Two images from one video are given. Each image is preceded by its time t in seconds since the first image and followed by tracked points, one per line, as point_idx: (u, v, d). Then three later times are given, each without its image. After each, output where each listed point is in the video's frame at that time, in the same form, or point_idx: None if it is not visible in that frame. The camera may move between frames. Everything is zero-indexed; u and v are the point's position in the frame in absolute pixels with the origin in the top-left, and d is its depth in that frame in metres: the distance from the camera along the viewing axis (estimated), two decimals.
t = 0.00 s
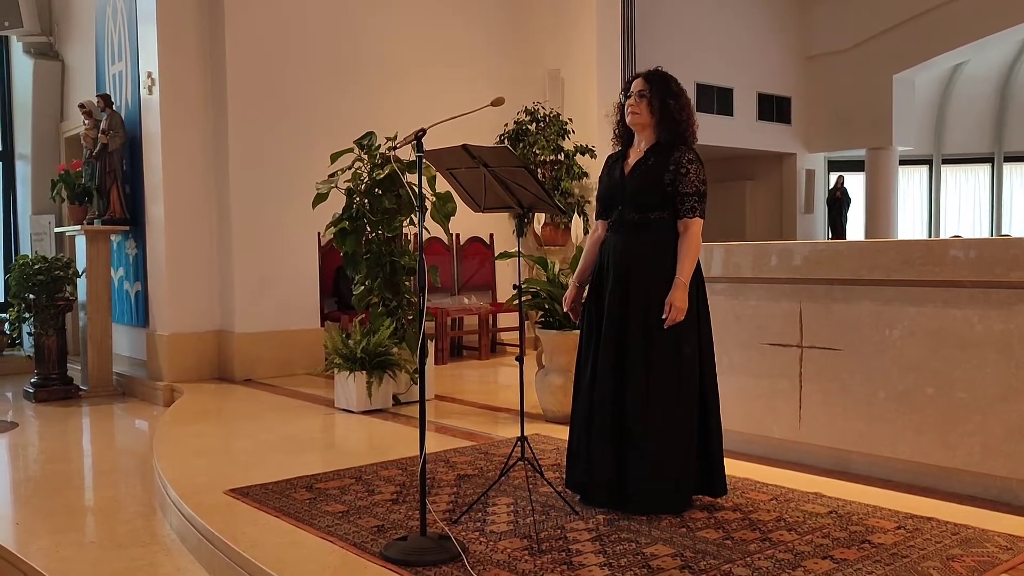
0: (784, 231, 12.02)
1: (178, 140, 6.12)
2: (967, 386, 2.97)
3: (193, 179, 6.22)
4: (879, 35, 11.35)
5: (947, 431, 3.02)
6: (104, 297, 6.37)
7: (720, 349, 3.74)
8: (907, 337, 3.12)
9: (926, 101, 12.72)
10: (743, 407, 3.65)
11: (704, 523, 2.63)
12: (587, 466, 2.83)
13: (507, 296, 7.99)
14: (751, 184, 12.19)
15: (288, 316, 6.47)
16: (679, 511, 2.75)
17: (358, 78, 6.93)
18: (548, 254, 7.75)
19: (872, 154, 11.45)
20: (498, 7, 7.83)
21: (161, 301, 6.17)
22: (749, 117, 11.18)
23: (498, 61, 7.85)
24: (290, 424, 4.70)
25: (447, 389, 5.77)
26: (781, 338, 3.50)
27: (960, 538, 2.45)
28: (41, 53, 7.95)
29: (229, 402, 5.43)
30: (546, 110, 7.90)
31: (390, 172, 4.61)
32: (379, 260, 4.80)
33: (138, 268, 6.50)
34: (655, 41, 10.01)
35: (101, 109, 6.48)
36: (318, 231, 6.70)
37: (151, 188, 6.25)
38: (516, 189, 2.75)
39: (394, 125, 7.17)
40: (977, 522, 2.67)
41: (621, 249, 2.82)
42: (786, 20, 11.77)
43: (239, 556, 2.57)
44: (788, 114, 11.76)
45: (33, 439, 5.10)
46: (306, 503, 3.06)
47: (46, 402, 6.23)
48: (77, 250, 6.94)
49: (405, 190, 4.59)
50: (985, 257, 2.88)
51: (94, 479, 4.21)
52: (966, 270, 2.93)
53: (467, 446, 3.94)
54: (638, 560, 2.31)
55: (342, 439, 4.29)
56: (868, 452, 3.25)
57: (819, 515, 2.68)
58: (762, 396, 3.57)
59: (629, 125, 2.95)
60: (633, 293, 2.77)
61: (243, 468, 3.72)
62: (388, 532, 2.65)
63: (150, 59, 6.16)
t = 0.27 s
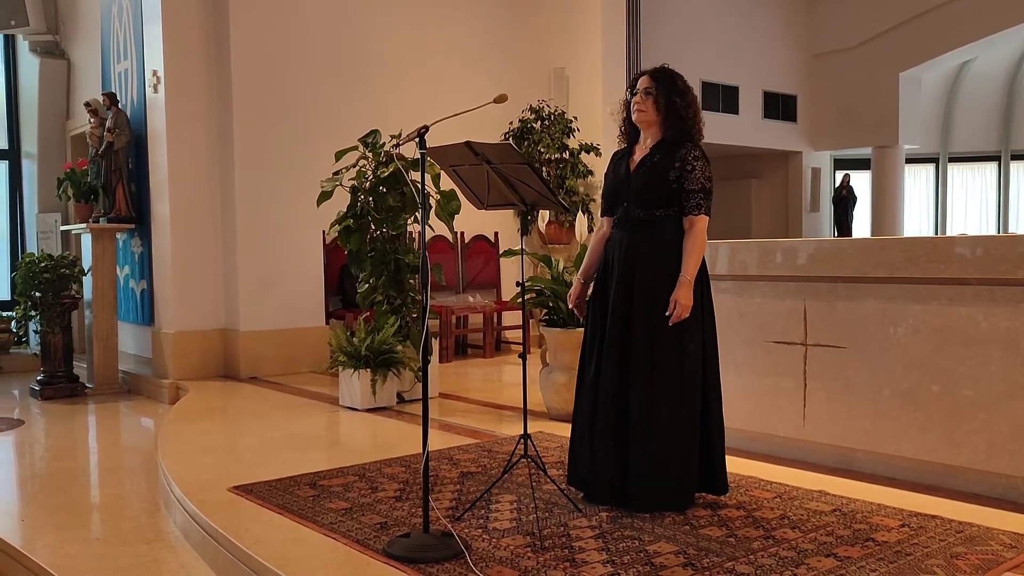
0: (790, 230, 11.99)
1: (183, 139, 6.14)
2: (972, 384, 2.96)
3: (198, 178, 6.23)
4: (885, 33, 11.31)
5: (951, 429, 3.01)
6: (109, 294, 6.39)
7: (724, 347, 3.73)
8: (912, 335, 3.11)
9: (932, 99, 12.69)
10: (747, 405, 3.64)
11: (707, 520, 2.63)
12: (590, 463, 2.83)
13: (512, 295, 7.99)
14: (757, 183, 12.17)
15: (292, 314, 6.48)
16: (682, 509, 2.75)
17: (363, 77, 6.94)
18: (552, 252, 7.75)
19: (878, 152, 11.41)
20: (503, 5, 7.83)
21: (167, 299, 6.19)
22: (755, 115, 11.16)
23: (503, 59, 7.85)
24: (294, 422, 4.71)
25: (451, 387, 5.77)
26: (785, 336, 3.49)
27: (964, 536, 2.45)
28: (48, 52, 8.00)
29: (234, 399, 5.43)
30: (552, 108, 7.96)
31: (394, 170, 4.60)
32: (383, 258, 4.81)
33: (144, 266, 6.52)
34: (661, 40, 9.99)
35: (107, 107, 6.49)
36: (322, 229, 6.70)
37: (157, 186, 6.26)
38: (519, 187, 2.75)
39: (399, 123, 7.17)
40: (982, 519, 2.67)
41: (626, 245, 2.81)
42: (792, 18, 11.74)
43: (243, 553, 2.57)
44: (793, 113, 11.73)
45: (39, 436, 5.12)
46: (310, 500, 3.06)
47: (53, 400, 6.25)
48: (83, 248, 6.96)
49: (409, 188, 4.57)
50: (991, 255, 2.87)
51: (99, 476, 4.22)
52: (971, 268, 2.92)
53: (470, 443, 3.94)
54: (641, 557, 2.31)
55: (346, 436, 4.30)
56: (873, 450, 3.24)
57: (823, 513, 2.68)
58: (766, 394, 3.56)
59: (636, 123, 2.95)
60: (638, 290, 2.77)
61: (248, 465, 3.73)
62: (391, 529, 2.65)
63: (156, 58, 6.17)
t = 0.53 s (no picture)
0: (797, 229, 11.96)
1: (190, 138, 6.15)
2: (979, 383, 2.95)
3: (206, 177, 6.25)
4: (893, 32, 11.27)
5: (958, 428, 3.00)
6: (116, 293, 6.42)
7: (729, 346, 3.72)
8: (918, 334, 3.10)
9: (941, 97, 12.64)
10: (753, 405, 3.63)
11: (712, 519, 2.62)
12: (595, 461, 2.83)
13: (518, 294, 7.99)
14: (764, 182, 12.14)
15: (298, 313, 6.49)
16: (687, 507, 2.75)
17: (370, 76, 6.94)
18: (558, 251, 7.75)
19: (886, 152, 11.37)
20: (509, 4, 7.83)
21: (174, 298, 6.21)
22: (762, 114, 11.13)
23: (510, 58, 7.85)
24: (300, 421, 4.71)
25: (457, 386, 5.77)
26: (790, 335, 3.48)
27: (970, 535, 2.43)
28: (56, 52, 8.04)
29: (240, 398, 5.45)
30: (559, 107, 7.97)
31: (400, 169, 4.61)
32: (389, 257, 4.81)
33: (151, 265, 6.54)
34: (668, 39, 9.97)
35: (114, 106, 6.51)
36: (328, 228, 6.71)
37: (164, 185, 6.27)
38: (523, 185, 2.75)
39: (405, 122, 7.17)
40: (988, 519, 2.65)
41: (632, 243, 2.80)
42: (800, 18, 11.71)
43: (247, 550, 2.58)
44: (801, 111, 11.69)
45: (46, 434, 5.14)
46: (314, 498, 3.06)
47: (60, 398, 6.27)
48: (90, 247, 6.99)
49: (414, 187, 4.58)
50: (998, 253, 2.85)
51: (106, 474, 4.24)
52: (978, 266, 2.91)
53: (475, 442, 3.94)
54: (644, 556, 2.30)
55: (352, 435, 4.30)
56: (879, 449, 3.22)
57: (828, 512, 2.67)
58: (772, 393, 3.55)
59: (642, 121, 2.94)
60: (644, 288, 2.76)
61: (253, 464, 3.73)
62: (395, 527, 2.65)
63: (163, 57, 6.19)
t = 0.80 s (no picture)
0: (805, 228, 11.93)
1: (197, 138, 6.17)
2: (984, 383, 2.93)
3: (213, 177, 6.27)
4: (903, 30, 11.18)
5: (963, 428, 2.99)
6: (124, 292, 6.44)
7: (734, 346, 3.71)
8: (923, 333, 3.09)
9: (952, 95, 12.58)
10: (758, 404, 3.62)
11: (716, 519, 2.62)
12: (601, 460, 2.83)
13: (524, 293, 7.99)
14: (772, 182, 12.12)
15: (304, 313, 6.50)
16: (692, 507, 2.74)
17: (376, 77, 6.95)
18: (564, 251, 7.75)
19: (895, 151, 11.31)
20: (516, 4, 7.83)
21: (181, 297, 6.23)
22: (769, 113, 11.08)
23: (516, 58, 7.85)
24: (306, 420, 4.72)
25: (462, 386, 5.77)
26: (795, 334, 3.48)
27: (975, 536, 2.42)
28: (64, 52, 8.07)
29: (246, 398, 5.46)
30: (565, 106, 7.97)
31: (405, 169, 4.63)
32: (395, 257, 4.81)
33: (158, 265, 6.56)
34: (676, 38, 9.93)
35: (122, 106, 6.54)
36: (334, 228, 6.71)
37: (171, 185, 6.29)
38: (526, 184, 2.75)
39: (411, 122, 7.18)
40: (994, 520, 2.64)
41: (638, 244, 2.80)
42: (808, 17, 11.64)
43: (252, 549, 2.59)
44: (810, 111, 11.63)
45: (54, 433, 5.16)
46: (318, 497, 3.07)
47: (68, 397, 6.30)
48: (98, 247, 7.02)
49: (419, 186, 4.60)
50: (1004, 253, 2.84)
51: (113, 473, 4.25)
52: (984, 266, 2.89)
53: (480, 442, 3.94)
54: (647, 555, 2.30)
55: (357, 434, 4.31)
56: (884, 449, 3.21)
57: (832, 512, 2.66)
58: (777, 393, 3.54)
59: (647, 120, 2.94)
60: (649, 288, 2.76)
61: (259, 463, 3.74)
62: (398, 526, 2.66)
63: (169, 57, 6.20)
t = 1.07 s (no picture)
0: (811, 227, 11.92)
1: (203, 138, 6.19)
2: (988, 383, 2.93)
3: (217, 177, 6.28)
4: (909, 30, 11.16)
5: (966, 428, 2.98)
6: (130, 292, 6.46)
7: (737, 345, 3.71)
8: (926, 332, 3.08)
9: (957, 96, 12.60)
10: (761, 404, 3.62)
11: (718, 518, 2.62)
12: (604, 459, 2.83)
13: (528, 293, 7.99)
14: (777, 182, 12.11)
15: (308, 312, 6.51)
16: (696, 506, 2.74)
17: (381, 77, 6.96)
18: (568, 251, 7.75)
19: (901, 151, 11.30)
20: (520, 3, 7.83)
21: (185, 296, 6.25)
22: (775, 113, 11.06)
23: (521, 57, 7.85)
24: (310, 419, 4.73)
25: (466, 385, 5.77)
26: (798, 334, 3.47)
27: (978, 536, 2.42)
28: (71, 52, 8.11)
29: (251, 396, 5.47)
30: (569, 106, 7.97)
31: (409, 169, 4.67)
32: (399, 257, 4.81)
33: (163, 264, 6.58)
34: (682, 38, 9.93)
35: (127, 106, 6.56)
36: (339, 228, 6.72)
37: (176, 185, 6.31)
38: (528, 184, 2.76)
39: (415, 122, 7.19)
40: (996, 520, 2.63)
41: (641, 243, 2.80)
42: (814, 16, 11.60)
43: (255, 547, 2.60)
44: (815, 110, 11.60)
45: (60, 431, 5.18)
46: (321, 495, 3.08)
47: (74, 396, 6.32)
48: (104, 246, 7.04)
49: (423, 186, 4.63)
50: (1008, 252, 2.83)
51: (118, 471, 4.27)
52: (988, 265, 2.89)
53: (483, 440, 3.94)
54: (649, 554, 2.30)
55: (360, 433, 4.32)
56: (887, 449, 3.21)
57: (834, 512, 2.66)
58: (780, 392, 3.54)
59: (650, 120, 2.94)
60: (652, 287, 2.76)
61: (262, 461, 3.76)
62: (401, 524, 2.66)
63: (175, 57, 6.23)
